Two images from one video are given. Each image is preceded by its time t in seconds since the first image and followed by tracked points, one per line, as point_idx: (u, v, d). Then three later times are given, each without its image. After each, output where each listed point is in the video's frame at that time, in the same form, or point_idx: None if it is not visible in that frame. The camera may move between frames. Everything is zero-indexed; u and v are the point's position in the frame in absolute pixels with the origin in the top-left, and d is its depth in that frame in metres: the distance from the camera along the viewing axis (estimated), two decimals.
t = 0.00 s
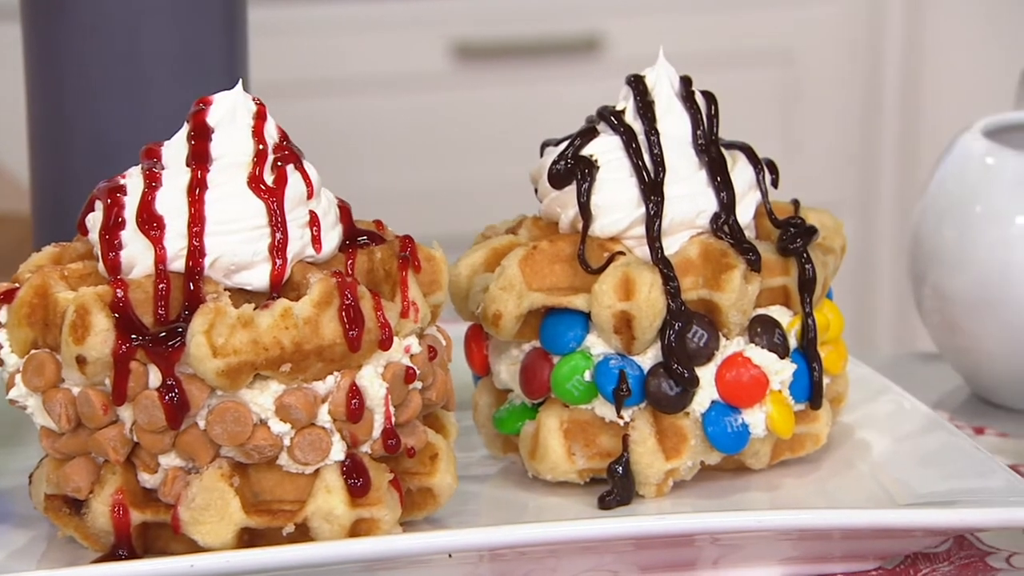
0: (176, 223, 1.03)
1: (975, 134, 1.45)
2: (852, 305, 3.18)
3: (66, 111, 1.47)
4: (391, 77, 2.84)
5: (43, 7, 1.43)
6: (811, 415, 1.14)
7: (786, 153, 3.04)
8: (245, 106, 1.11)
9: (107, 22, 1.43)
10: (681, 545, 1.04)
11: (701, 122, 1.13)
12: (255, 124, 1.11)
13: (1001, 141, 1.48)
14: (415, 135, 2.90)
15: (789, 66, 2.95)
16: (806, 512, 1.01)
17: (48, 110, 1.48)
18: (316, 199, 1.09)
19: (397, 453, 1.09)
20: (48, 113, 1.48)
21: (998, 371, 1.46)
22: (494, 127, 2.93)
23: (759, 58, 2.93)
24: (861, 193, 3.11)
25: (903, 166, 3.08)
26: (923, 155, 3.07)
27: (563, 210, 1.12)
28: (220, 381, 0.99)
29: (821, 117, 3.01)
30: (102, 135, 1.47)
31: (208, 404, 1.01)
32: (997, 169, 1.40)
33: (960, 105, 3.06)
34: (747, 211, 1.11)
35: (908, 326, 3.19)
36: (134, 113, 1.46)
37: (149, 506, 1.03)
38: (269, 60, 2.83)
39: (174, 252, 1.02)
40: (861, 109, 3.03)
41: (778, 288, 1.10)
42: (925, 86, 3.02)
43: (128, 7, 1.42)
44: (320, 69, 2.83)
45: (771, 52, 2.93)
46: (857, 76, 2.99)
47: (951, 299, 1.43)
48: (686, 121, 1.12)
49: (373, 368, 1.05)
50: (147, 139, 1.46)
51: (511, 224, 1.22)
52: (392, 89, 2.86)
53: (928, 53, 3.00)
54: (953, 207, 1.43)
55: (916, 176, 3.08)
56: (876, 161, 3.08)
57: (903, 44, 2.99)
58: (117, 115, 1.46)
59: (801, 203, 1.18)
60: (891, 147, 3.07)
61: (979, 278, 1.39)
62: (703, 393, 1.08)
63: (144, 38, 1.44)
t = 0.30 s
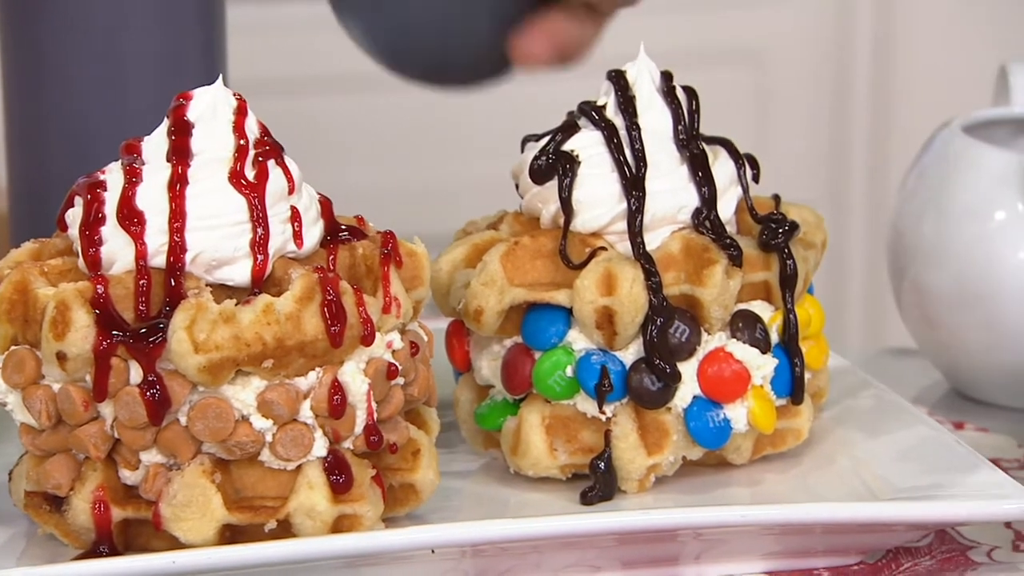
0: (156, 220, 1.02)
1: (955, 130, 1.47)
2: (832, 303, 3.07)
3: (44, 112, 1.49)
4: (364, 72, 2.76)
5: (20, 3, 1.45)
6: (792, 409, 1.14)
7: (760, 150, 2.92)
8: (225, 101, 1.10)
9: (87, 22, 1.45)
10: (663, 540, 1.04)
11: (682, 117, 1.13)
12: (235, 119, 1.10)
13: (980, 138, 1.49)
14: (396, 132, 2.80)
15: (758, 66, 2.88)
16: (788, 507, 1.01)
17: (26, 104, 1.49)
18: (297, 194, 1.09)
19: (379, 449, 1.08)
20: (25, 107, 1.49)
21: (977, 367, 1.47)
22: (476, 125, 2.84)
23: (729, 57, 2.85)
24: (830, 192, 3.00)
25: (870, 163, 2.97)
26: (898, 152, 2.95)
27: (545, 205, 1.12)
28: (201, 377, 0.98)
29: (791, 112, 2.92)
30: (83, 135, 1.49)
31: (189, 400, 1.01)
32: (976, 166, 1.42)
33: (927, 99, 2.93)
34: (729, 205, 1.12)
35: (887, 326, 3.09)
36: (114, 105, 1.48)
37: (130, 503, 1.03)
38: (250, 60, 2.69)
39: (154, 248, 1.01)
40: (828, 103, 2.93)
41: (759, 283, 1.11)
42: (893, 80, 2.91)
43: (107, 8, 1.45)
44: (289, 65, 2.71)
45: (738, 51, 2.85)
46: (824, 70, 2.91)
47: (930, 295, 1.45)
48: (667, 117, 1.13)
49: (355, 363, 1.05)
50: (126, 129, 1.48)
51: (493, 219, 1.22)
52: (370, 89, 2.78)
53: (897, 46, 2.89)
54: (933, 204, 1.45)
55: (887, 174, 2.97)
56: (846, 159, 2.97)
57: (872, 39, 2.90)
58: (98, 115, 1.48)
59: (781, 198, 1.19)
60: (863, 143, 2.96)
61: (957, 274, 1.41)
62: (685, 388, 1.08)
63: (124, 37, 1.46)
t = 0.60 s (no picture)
0: (137, 214, 1.01)
1: (933, 124, 1.49)
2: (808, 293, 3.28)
3: (25, 104, 1.59)
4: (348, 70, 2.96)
5: None
6: (773, 403, 1.14)
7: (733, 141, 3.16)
8: (205, 96, 1.10)
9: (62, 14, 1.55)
10: (646, 534, 1.03)
11: (662, 111, 1.14)
12: (215, 113, 1.10)
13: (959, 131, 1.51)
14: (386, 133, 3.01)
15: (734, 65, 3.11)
16: (770, 500, 1.01)
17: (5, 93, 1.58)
18: (278, 188, 1.08)
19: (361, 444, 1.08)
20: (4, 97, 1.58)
21: (953, 362, 1.50)
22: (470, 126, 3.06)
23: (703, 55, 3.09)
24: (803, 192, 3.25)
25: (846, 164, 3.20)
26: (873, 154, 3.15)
27: (526, 199, 1.13)
28: (183, 372, 0.97)
29: (764, 116, 3.16)
30: (61, 119, 1.60)
31: (170, 395, 1.00)
32: (953, 158, 1.44)
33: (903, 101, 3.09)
34: (711, 198, 1.13)
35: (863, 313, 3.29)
36: (94, 100, 1.60)
37: (112, 497, 1.02)
38: (245, 58, 2.92)
39: (135, 242, 1.00)
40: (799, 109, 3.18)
41: (741, 276, 1.11)
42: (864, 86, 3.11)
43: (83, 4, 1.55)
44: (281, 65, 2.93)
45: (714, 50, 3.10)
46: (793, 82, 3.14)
47: (911, 290, 1.48)
48: (649, 111, 1.13)
49: (336, 358, 1.04)
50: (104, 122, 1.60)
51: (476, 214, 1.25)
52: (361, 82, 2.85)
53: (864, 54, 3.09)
54: (911, 198, 1.47)
55: (861, 173, 3.18)
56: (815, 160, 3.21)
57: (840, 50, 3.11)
58: (75, 101, 1.60)
59: (762, 192, 1.20)
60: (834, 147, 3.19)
61: (935, 266, 1.44)
62: (666, 382, 1.08)
63: (100, 28, 1.57)
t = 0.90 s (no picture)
0: (117, 208, 1.01)
1: (911, 117, 1.49)
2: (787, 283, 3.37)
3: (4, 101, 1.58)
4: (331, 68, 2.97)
5: None
6: (754, 396, 1.15)
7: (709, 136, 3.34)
8: (184, 89, 1.10)
9: (41, 8, 1.55)
10: (628, 527, 1.03)
11: (643, 105, 1.14)
12: (195, 107, 1.09)
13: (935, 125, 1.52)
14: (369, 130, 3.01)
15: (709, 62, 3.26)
16: (754, 493, 1.01)
17: None
18: (259, 181, 1.08)
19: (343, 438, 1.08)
20: None
21: (932, 355, 1.51)
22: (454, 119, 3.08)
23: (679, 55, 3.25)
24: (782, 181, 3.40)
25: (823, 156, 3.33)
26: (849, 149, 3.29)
27: (507, 193, 1.13)
28: (164, 366, 0.96)
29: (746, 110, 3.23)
30: (37, 113, 1.59)
31: (151, 390, 0.99)
32: (932, 152, 1.43)
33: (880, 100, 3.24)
34: (690, 193, 1.13)
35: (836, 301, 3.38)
36: (73, 94, 1.60)
37: (93, 492, 1.02)
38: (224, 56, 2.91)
39: (115, 237, 1.00)
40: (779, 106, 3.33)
41: (722, 270, 1.11)
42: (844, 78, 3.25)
43: None
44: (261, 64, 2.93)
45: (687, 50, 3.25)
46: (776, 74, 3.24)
47: (891, 285, 1.49)
48: (630, 104, 1.14)
49: (318, 352, 1.04)
50: (84, 116, 1.60)
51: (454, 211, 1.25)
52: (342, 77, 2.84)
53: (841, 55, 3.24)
54: (888, 194, 1.48)
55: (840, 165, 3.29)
56: (792, 152, 3.36)
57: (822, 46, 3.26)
58: (52, 95, 1.59)
59: (743, 185, 1.20)
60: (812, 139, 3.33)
61: (917, 259, 1.44)
62: (648, 375, 1.08)
63: (80, 23, 1.57)
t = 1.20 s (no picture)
0: (106, 202, 1.00)
1: (900, 113, 1.50)
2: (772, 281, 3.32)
3: None
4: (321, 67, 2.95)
5: None
6: (745, 391, 1.16)
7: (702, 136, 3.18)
8: (174, 84, 1.10)
9: (25, 6, 1.54)
10: (619, 521, 1.03)
11: (633, 98, 1.14)
12: (185, 101, 1.09)
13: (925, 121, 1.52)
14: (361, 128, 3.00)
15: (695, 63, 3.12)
16: (745, 487, 1.01)
17: None
18: (248, 176, 1.07)
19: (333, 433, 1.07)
20: None
21: (922, 349, 1.51)
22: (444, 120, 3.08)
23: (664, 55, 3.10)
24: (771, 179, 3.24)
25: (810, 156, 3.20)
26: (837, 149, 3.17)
27: (497, 187, 1.13)
28: (153, 361, 0.96)
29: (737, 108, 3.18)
30: (25, 112, 1.59)
31: (141, 384, 0.99)
32: (921, 147, 1.45)
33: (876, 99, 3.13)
34: (681, 187, 1.13)
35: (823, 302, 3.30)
36: (61, 88, 1.59)
37: (83, 488, 1.02)
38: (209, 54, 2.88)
39: (105, 231, 0.99)
40: (766, 105, 3.19)
41: (713, 264, 1.12)
42: (826, 83, 3.13)
43: None
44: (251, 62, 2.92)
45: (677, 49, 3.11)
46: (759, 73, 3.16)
47: (880, 280, 1.49)
48: (619, 98, 1.14)
49: (308, 346, 1.04)
50: (73, 111, 1.59)
51: (444, 206, 1.26)
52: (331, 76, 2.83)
53: (839, 49, 3.10)
54: (878, 188, 1.48)
55: (822, 168, 3.20)
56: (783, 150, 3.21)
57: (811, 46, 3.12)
58: (39, 95, 1.58)
59: (733, 179, 1.20)
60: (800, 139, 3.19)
61: (906, 252, 1.44)
62: (638, 370, 1.09)
63: (66, 21, 1.56)
